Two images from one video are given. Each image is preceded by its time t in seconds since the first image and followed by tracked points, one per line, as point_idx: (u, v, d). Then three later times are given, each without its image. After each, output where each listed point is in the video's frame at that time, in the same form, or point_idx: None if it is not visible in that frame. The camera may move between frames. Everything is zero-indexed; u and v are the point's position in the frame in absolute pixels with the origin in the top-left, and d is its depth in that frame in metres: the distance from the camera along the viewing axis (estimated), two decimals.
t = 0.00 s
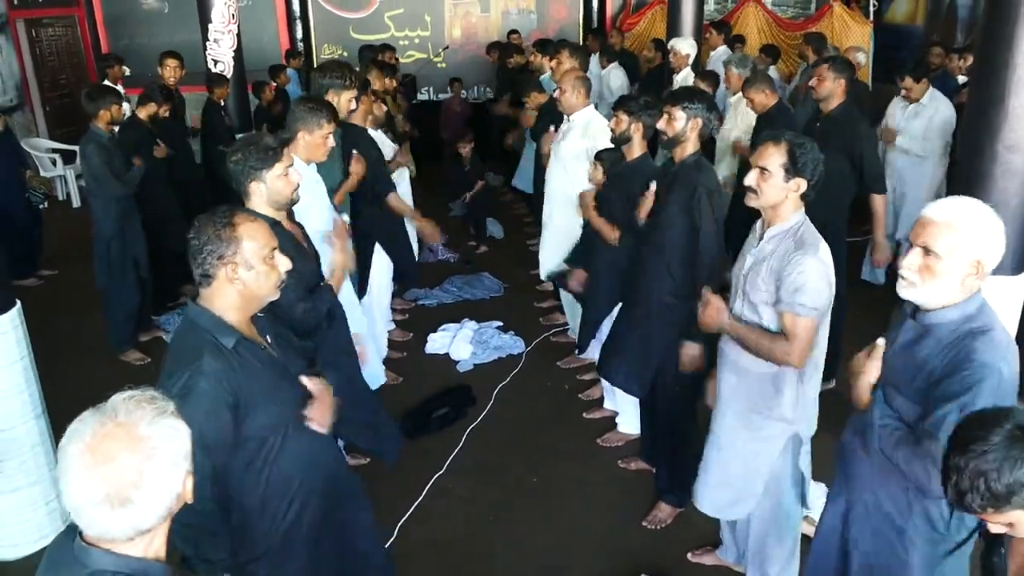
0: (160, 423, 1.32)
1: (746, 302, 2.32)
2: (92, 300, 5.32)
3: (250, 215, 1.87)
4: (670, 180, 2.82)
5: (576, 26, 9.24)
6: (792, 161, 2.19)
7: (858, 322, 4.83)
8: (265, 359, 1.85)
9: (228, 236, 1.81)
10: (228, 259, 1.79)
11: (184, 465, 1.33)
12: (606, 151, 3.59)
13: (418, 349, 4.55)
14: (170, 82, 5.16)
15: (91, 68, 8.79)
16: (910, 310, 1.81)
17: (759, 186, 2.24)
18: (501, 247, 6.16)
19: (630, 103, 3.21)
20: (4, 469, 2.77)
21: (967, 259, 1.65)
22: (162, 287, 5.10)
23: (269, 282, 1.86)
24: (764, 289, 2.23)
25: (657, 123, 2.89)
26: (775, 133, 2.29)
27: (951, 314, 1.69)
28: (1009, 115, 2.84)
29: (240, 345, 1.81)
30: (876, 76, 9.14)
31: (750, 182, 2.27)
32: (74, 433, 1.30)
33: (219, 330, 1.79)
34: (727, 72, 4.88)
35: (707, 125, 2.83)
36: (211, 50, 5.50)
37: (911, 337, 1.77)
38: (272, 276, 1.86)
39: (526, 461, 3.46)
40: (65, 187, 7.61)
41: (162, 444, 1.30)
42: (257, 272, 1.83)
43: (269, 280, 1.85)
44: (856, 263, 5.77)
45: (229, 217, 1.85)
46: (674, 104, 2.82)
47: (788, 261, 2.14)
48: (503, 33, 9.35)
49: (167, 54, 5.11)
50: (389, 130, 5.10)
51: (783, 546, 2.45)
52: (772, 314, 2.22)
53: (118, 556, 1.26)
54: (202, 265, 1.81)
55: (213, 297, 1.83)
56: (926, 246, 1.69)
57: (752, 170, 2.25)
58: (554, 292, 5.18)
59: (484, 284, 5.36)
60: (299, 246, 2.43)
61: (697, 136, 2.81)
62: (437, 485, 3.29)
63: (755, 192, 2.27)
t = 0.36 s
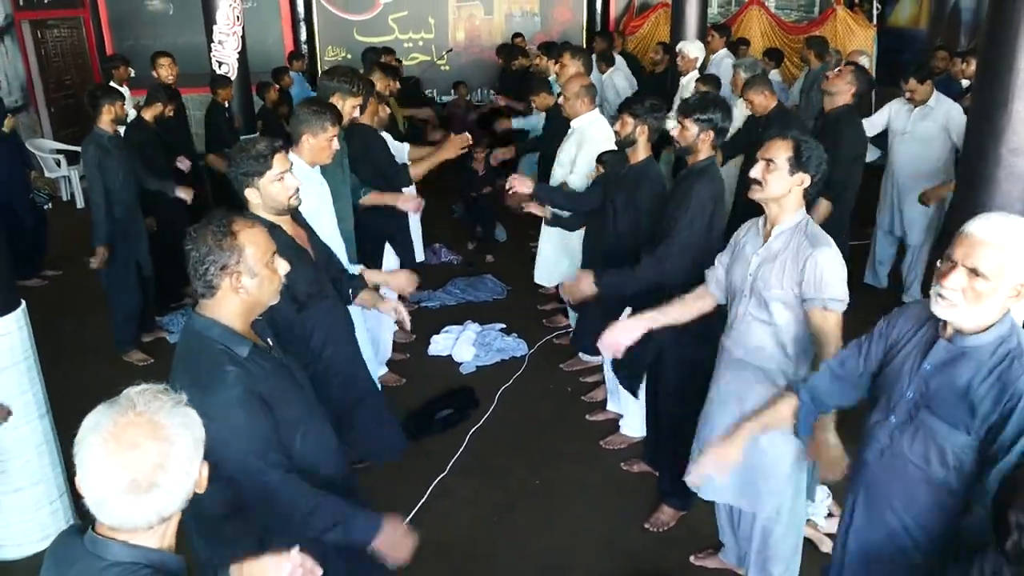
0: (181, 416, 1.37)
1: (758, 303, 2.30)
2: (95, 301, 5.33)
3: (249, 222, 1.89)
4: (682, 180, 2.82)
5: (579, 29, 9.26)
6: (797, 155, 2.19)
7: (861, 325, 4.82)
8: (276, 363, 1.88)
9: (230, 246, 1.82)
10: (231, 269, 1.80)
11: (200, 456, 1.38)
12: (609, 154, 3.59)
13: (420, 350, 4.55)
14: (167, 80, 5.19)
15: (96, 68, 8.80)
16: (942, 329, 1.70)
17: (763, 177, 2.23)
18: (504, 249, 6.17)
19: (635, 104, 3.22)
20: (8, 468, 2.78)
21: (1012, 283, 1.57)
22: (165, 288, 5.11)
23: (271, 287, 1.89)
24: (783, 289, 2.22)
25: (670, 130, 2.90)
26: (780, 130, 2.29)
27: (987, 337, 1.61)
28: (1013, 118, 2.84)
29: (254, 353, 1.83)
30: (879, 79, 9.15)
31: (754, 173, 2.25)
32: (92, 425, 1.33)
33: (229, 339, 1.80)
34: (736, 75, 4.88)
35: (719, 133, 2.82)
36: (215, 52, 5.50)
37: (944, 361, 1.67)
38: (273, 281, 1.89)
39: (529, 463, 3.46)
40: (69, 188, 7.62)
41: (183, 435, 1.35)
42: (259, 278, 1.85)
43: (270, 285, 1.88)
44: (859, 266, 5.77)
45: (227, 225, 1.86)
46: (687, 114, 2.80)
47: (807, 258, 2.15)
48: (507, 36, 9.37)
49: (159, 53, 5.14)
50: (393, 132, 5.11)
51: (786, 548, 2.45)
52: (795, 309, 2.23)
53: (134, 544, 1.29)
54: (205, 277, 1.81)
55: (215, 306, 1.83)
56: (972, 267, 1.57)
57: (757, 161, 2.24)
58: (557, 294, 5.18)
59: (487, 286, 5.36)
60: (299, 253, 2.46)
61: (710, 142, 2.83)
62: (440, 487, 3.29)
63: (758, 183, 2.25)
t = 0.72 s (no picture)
0: (185, 416, 1.38)
1: (753, 303, 2.30)
2: (98, 305, 5.34)
3: (245, 233, 1.86)
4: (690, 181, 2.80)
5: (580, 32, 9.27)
6: (794, 156, 2.18)
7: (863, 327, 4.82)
8: (272, 370, 1.87)
9: (223, 260, 1.80)
10: (226, 283, 1.79)
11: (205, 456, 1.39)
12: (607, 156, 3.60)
13: (422, 354, 4.55)
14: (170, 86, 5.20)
15: (98, 73, 8.82)
16: (924, 321, 1.78)
17: (759, 176, 2.22)
18: (505, 252, 6.17)
19: (628, 108, 3.21)
20: (10, 472, 2.78)
21: (988, 272, 1.64)
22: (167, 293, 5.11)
23: (269, 300, 1.87)
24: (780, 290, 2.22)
25: (674, 135, 2.90)
26: (778, 130, 2.29)
27: (966, 327, 1.69)
28: (1014, 120, 2.83)
29: (253, 361, 1.83)
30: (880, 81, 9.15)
31: (750, 172, 2.25)
32: (96, 424, 1.33)
33: (227, 348, 1.80)
34: (736, 76, 4.89)
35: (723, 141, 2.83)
36: (217, 56, 5.51)
37: (926, 351, 1.75)
38: (272, 294, 1.88)
39: (531, 466, 3.45)
40: (72, 192, 7.64)
41: (189, 435, 1.36)
42: (256, 293, 1.84)
43: (269, 298, 1.87)
44: (861, 269, 5.76)
45: (223, 238, 1.84)
46: (692, 120, 2.81)
47: (802, 259, 2.15)
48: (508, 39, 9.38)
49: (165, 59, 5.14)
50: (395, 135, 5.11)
51: (787, 551, 2.43)
52: (792, 309, 2.23)
53: (137, 545, 1.29)
54: (201, 291, 1.81)
55: (213, 317, 1.83)
56: (948, 258, 1.65)
57: (754, 160, 2.24)
58: (558, 298, 5.18)
59: (488, 289, 5.36)
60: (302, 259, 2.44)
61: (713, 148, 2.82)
62: (442, 490, 3.29)
63: (753, 182, 2.25)
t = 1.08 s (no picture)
0: (198, 417, 1.38)
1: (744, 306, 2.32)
2: (98, 310, 5.34)
3: (235, 236, 1.85)
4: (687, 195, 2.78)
5: (579, 34, 9.27)
6: (804, 163, 2.18)
7: (865, 327, 4.81)
8: (263, 377, 1.85)
9: (208, 261, 1.81)
10: (210, 284, 1.79)
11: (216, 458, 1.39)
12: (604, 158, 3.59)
13: (422, 357, 4.55)
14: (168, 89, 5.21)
15: (97, 78, 8.84)
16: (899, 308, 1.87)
17: (766, 180, 2.22)
18: (505, 254, 6.17)
19: (631, 109, 3.23)
20: (10, 479, 2.78)
21: (951, 256, 1.71)
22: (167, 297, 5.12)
23: (256, 305, 1.84)
24: (762, 295, 2.23)
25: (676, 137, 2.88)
26: (791, 135, 2.29)
27: (932, 310, 1.75)
28: (1013, 119, 2.83)
29: (239, 368, 1.81)
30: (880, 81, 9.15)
31: (758, 176, 2.25)
32: (112, 422, 1.32)
33: (214, 355, 1.79)
34: (730, 77, 4.88)
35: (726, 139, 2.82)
36: (216, 61, 5.52)
37: (898, 334, 1.83)
38: (261, 298, 1.85)
39: (534, 468, 3.45)
40: (71, 198, 7.66)
41: (204, 437, 1.36)
42: (242, 296, 1.82)
43: (257, 303, 1.84)
44: (861, 268, 5.76)
45: (211, 240, 1.84)
46: (697, 119, 2.80)
47: (788, 264, 2.15)
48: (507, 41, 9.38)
49: (161, 62, 5.15)
50: (394, 140, 5.12)
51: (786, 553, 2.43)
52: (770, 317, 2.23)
53: (148, 546, 1.29)
54: (189, 291, 1.82)
55: (206, 320, 1.84)
56: (911, 245, 1.74)
57: (764, 164, 2.24)
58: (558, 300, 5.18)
59: (488, 292, 5.36)
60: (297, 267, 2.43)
61: (720, 147, 2.80)
62: (443, 493, 3.29)
63: (760, 187, 2.25)
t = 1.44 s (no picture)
0: (171, 441, 1.33)
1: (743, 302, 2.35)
2: (101, 312, 5.35)
3: (238, 232, 1.85)
4: (686, 191, 2.78)
5: (580, 35, 9.29)
6: (813, 173, 2.18)
7: (866, 327, 4.81)
8: (260, 377, 1.84)
9: (209, 255, 1.81)
10: (211, 277, 1.79)
11: (194, 478, 1.35)
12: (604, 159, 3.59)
13: (423, 357, 4.56)
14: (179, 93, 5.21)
15: (98, 81, 8.86)
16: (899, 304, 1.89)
17: (773, 190, 2.23)
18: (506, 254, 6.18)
19: (629, 109, 3.26)
20: (12, 481, 2.79)
21: (951, 253, 1.71)
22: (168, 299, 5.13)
23: (257, 300, 1.84)
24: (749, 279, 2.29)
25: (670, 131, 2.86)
26: (801, 141, 2.28)
27: (928, 305, 1.76)
28: (1013, 119, 2.83)
29: (232, 360, 1.81)
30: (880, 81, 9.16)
31: (766, 184, 2.25)
32: (92, 437, 1.32)
33: (212, 345, 1.80)
34: (727, 79, 4.89)
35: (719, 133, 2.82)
36: (216, 62, 5.52)
37: (897, 327, 1.85)
38: (262, 293, 1.84)
39: (534, 468, 3.46)
40: (73, 200, 7.67)
41: (175, 457, 1.32)
42: (243, 291, 1.81)
43: (258, 299, 1.83)
44: (862, 269, 5.76)
45: (214, 234, 1.84)
46: (687, 111, 2.81)
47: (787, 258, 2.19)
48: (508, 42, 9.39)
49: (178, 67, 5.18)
50: (396, 141, 5.13)
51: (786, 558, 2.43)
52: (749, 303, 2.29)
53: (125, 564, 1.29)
54: (191, 284, 1.82)
55: (207, 314, 1.84)
56: (911, 241, 1.74)
57: (771, 172, 2.24)
58: (561, 301, 5.18)
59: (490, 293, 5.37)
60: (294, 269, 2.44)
61: (710, 143, 2.80)
62: (443, 494, 3.29)
63: (767, 195, 2.25)
